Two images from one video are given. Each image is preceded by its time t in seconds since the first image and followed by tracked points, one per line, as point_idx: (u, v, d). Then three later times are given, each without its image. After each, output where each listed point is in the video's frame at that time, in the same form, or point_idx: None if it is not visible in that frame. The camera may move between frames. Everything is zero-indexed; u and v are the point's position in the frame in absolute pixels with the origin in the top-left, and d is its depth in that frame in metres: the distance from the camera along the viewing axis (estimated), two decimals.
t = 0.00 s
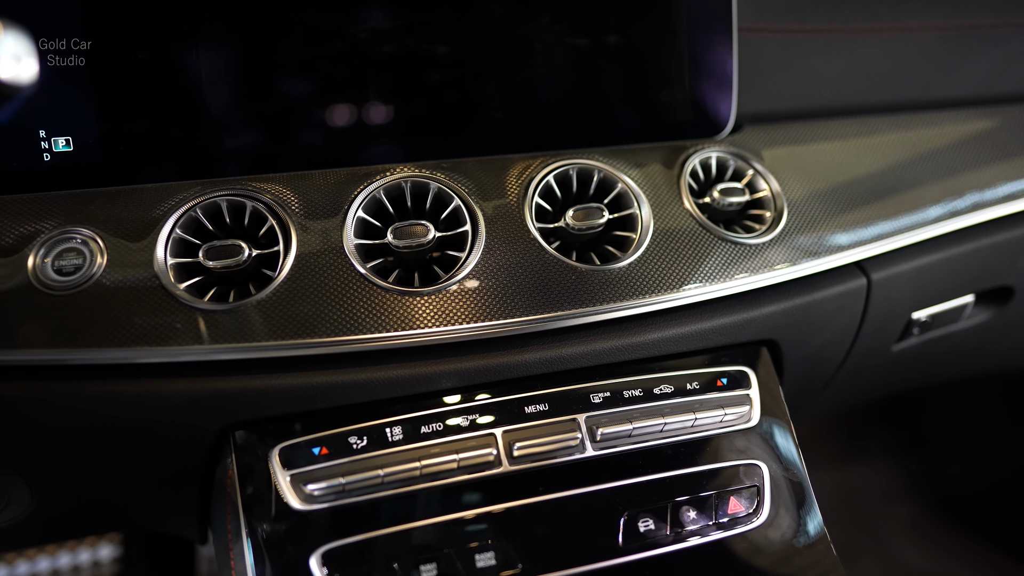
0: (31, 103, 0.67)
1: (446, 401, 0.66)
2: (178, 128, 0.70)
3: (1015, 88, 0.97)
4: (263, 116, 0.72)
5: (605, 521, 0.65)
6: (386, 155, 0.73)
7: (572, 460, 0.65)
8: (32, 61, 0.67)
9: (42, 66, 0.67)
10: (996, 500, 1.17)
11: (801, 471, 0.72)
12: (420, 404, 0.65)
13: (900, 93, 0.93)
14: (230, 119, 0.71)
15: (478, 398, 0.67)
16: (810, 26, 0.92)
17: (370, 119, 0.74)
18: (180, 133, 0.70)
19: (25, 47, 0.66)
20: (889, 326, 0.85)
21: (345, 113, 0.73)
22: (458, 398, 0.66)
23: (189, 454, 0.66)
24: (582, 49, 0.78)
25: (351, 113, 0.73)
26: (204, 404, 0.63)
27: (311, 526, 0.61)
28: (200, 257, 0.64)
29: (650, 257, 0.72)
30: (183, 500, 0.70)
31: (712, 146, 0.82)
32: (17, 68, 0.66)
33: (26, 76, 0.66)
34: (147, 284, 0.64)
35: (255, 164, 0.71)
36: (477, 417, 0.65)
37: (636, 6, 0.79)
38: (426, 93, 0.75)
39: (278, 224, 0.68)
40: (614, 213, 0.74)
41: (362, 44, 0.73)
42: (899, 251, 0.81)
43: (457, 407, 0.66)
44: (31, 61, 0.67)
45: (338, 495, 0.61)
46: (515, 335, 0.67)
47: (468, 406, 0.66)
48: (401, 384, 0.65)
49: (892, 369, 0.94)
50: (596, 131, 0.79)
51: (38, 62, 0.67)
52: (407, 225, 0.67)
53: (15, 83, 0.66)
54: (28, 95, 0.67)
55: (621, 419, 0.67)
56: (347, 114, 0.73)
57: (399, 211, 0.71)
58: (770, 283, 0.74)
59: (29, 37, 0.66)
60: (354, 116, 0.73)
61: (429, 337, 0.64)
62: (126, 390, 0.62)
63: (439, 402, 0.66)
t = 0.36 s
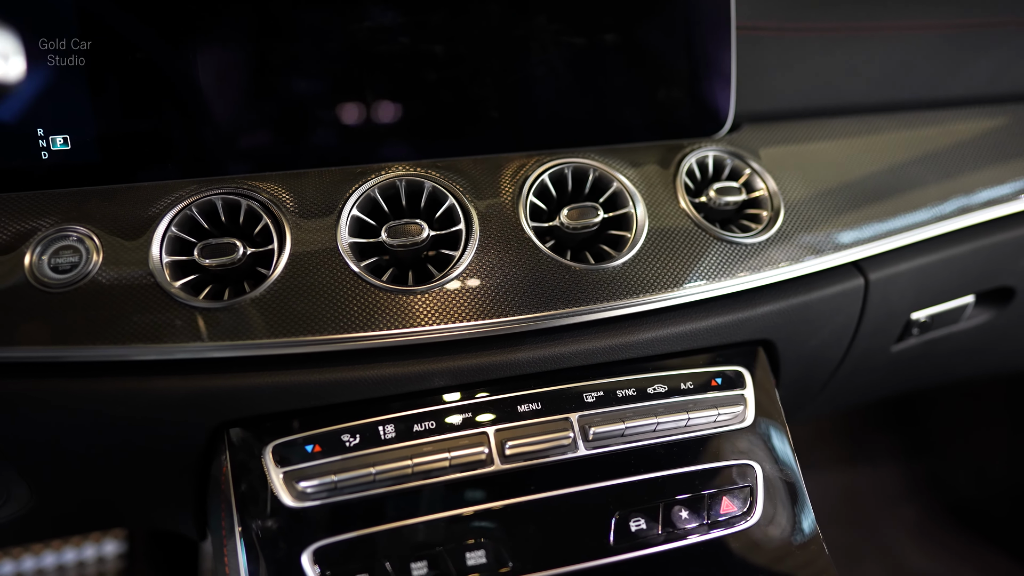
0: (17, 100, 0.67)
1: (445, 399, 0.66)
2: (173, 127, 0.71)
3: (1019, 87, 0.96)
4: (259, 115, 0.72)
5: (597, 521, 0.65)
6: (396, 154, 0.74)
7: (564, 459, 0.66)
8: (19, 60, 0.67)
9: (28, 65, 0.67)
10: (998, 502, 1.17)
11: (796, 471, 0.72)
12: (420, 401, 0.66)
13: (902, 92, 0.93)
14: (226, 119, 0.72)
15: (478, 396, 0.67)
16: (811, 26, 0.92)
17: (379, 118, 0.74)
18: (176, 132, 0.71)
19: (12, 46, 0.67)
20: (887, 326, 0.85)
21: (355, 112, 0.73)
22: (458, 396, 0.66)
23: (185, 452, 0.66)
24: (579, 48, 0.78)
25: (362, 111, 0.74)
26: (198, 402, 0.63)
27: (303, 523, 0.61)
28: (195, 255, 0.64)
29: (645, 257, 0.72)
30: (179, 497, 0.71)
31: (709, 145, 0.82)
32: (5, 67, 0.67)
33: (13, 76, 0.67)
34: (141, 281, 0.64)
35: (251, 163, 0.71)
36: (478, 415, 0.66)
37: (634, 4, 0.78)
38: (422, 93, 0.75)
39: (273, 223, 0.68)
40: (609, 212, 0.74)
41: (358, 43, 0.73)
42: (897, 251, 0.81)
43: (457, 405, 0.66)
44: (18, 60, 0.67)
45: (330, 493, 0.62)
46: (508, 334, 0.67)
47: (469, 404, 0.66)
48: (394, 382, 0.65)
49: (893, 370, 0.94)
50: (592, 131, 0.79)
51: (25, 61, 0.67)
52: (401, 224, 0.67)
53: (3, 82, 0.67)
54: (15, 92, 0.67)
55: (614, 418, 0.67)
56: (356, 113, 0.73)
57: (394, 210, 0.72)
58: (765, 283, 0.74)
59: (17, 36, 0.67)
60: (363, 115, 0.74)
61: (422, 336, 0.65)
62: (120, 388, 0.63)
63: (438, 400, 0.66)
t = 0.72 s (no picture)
0: (3, 96, 0.67)
1: (445, 395, 0.67)
2: (170, 124, 0.71)
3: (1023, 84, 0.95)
4: (255, 112, 0.72)
5: (589, 519, 0.66)
6: (407, 149, 0.75)
7: (557, 457, 0.66)
8: (9, 58, 0.67)
9: (18, 63, 0.67)
10: (1000, 502, 1.16)
11: (791, 470, 0.71)
12: (422, 397, 0.66)
13: (904, 88, 0.92)
14: (222, 115, 0.72)
15: (478, 392, 0.67)
16: (812, 23, 0.92)
17: (388, 114, 0.74)
18: (172, 129, 0.71)
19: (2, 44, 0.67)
20: (887, 326, 0.84)
21: (364, 108, 0.74)
22: (458, 392, 0.67)
23: (181, 447, 0.67)
24: (576, 45, 0.77)
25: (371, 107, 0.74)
26: (193, 398, 0.64)
27: (296, 518, 0.62)
28: (191, 251, 0.65)
29: (640, 255, 0.72)
30: (177, 492, 0.71)
31: (707, 143, 0.82)
32: None
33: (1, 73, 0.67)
34: (138, 277, 0.65)
35: (248, 160, 0.72)
36: (478, 411, 0.66)
37: None
38: (419, 90, 0.75)
39: (268, 219, 0.68)
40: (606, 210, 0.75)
41: (354, 39, 0.73)
42: (896, 250, 0.80)
43: (456, 401, 0.66)
44: (8, 58, 0.67)
45: (323, 489, 0.62)
46: (502, 331, 0.67)
47: (471, 399, 0.67)
48: (388, 379, 0.65)
49: (893, 369, 0.93)
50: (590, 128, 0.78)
51: (15, 59, 0.67)
52: (396, 221, 0.67)
53: None
54: (6, 89, 0.67)
55: (607, 416, 0.67)
56: (366, 109, 0.74)
57: (389, 207, 0.72)
58: (762, 282, 0.74)
59: (12, 35, 0.67)
60: (373, 111, 0.74)
61: (416, 333, 0.65)
62: (116, 383, 0.63)
63: (438, 396, 0.66)
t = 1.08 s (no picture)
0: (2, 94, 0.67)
1: (445, 390, 0.67)
2: (169, 120, 0.71)
3: None
4: (254, 108, 0.72)
5: (583, 516, 0.66)
6: (420, 143, 0.75)
7: (553, 454, 0.66)
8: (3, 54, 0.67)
9: (12, 60, 0.67)
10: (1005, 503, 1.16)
11: (790, 469, 0.71)
12: (420, 393, 0.66)
13: (910, 85, 0.91)
14: (222, 110, 0.72)
15: (478, 388, 0.67)
16: (816, 18, 0.91)
17: (397, 109, 0.74)
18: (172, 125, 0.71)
19: None
20: (889, 324, 0.84)
21: (374, 103, 0.74)
22: (458, 388, 0.67)
23: (179, 440, 0.68)
24: (576, 41, 0.77)
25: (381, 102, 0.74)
26: (190, 392, 0.64)
27: (292, 512, 0.62)
28: (190, 247, 0.65)
29: (638, 252, 0.71)
30: (176, 484, 0.72)
31: (708, 139, 0.82)
32: None
33: None
34: (137, 272, 0.65)
35: (247, 156, 0.72)
36: (480, 406, 0.66)
37: None
38: (417, 86, 0.75)
39: (267, 215, 0.69)
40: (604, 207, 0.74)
41: (353, 35, 0.73)
42: (898, 248, 0.79)
43: (456, 397, 0.67)
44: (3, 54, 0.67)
45: (318, 483, 0.62)
46: (499, 328, 0.67)
47: (471, 395, 0.67)
48: (384, 375, 0.65)
49: (896, 368, 0.93)
50: (589, 125, 0.78)
51: (9, 55, 0.67)
52: (393, 217, 0.67)
53: None
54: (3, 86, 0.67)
55: (603, 414, 0.67)
56: (377, 104, 0.74)
57: (388, 203, 0.72)
58: (761, 279, 0.73)
59: (11, 34, 0.67)
60: (384, 106, 0.74)
61: (413, 329, 0.65)
62: (115, 377, 0.64)
63: (438, 392, 0.66)
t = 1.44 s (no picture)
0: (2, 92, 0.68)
1: (447, 385, 0.67)
2: (171, 115, 0.71)
3: None
4: (255, 103, 0.72)
5: (580, 512, 0.66)
6: (422, 138, 0.75)
7: (551, 450, 0.66)
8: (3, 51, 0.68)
9: (13, 58, 0.68)
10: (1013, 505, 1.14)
11: (790, 467, 0.71)
12: (426, 387, 0.66)
13: (919, 81, 0.90)
14: (223, 106, 0.72)
15: (480, 382, 0.67)
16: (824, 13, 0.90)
17: (408, 104, 0.75)
18: (173, 120, 0.71)
19: None
20: (893, 323, 0.83)
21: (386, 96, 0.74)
22: (462, 382, 0.67)
23: (180, 433, 0.68)
24: (579, 37, 0.77)
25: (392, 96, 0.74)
26: (190, 386, 0.65)
27: (289, 506, 0.63)
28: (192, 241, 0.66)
29: (638, 249, 0.71)
30: (178, 476, 0.73)
31: (711, 135, 0.81)
32: None
33: None
34: (138, 266, 0.66)
35: (248, 151, 0.72)
36: (483, 401, 0.66)
37: None
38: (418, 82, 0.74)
39: (267, 210, 0.69)
40: (604, 203, 0.74)
41: (354, 31, 0.73)
42: (903, 246, 0.78)
43: (457, 391, 0.67)
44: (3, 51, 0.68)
45: (315, 476, 0.63)
46: (497, 323, 0.67)
47: (473, 390, 0.67)
48: (382, 370, 0.65)
49: (901, 367, 0.92)
50: (591, 121, 0.78)
51: (9, 53, 0.68)
52: (392, 212, 0.67)
53: None
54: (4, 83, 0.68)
55: (602, 410, 0.67)
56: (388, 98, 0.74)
57: (387, 198, 0.72)
58: (763, 277, 0.73)
59: (12, 32, 0.68)
60: (395, 100, 0.74)
61: (411, 325, 0.65)
62: (115, 370, 0.64)
63: (442, 386, 0.67)
